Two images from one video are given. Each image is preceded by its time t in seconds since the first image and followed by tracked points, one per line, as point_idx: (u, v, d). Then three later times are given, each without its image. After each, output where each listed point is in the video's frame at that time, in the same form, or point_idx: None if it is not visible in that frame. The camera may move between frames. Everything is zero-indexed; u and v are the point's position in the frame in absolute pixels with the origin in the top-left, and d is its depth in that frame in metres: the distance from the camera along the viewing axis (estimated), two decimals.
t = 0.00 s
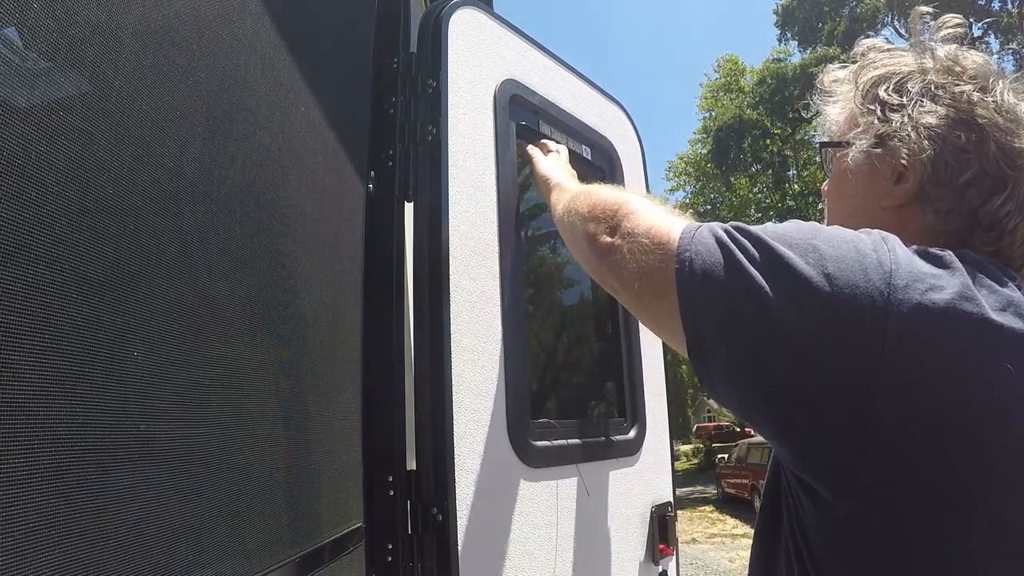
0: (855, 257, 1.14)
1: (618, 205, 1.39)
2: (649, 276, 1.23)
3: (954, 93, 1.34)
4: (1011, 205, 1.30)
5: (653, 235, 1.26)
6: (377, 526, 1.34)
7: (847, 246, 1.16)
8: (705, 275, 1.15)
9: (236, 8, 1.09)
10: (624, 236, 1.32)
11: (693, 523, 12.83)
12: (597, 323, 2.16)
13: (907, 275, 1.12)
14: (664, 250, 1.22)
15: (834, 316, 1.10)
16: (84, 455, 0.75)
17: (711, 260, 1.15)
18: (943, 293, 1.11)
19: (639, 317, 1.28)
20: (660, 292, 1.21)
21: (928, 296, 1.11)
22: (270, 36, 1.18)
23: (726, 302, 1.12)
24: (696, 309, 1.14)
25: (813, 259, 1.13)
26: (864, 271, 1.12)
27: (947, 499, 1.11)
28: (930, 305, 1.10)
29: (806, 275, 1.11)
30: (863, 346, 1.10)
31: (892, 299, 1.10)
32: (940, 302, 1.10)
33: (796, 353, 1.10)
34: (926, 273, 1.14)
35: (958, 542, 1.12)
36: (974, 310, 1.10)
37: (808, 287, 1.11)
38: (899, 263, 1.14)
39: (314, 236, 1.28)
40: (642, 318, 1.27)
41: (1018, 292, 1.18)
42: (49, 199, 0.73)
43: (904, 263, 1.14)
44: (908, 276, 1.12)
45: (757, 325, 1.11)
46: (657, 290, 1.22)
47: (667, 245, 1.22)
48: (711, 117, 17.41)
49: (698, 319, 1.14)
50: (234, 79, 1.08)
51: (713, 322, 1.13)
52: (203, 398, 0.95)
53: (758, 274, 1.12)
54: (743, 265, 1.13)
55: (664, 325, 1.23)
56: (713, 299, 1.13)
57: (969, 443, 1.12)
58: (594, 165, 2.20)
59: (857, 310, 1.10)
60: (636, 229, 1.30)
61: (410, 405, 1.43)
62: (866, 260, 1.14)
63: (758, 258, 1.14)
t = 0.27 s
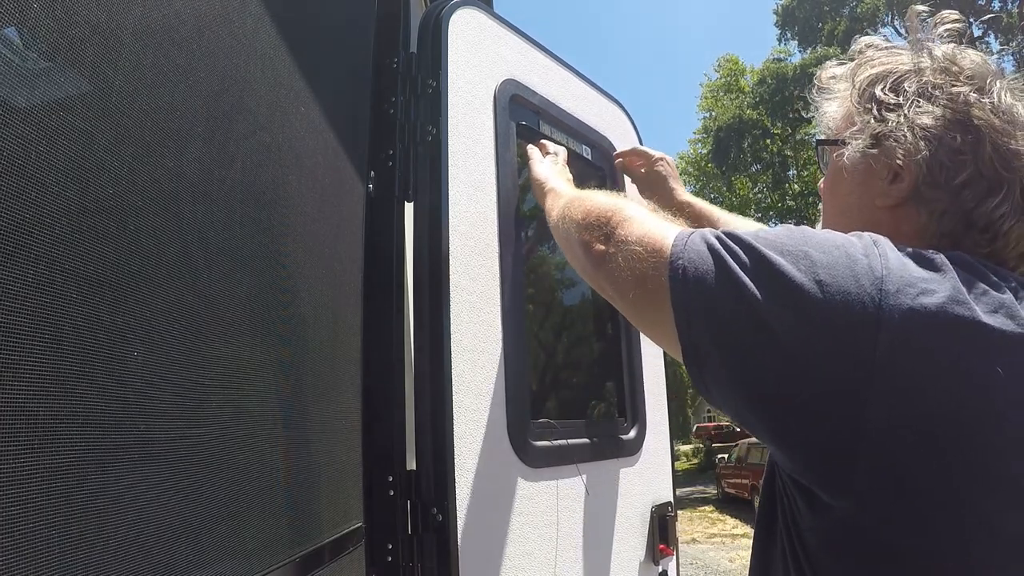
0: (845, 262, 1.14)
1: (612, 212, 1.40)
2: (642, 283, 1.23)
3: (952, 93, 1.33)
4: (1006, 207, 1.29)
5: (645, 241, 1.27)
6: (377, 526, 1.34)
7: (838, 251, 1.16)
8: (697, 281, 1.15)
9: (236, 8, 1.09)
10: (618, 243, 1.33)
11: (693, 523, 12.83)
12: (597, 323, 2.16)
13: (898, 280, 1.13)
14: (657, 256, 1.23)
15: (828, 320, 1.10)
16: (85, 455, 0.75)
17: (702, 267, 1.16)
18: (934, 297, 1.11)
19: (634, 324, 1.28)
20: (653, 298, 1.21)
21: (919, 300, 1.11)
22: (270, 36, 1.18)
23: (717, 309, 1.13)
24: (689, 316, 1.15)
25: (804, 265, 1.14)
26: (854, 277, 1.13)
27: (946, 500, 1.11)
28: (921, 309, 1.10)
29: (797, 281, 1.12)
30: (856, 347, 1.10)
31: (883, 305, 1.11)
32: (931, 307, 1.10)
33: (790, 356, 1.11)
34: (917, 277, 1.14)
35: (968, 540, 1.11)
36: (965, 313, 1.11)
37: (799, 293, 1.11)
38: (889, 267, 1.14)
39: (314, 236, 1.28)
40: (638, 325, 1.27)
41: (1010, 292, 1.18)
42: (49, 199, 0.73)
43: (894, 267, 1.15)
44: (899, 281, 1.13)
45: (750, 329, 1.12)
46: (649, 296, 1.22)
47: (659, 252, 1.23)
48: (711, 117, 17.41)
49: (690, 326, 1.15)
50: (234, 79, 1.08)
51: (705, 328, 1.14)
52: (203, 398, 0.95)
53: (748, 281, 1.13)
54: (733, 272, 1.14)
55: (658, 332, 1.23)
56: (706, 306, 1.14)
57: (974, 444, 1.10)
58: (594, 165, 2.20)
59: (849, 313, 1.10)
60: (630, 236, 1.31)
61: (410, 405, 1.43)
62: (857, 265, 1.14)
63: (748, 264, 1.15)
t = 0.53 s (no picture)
0: (837, 265, 1.17)
1: (606, 214, 1.42)
2: (637, 287, 1.27)
3: (940, 99, 1.34)
4: (994, 211, 1.30)
5: (639, 245, 1.30)
6: (378, 526, 1.34)
7: (829, 254, 1.18)
8: (691, 286, 1.18)
9: (236, 9, 1.09)
10: (612, 246, 1.35)
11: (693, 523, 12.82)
12: (597, 322, 2.16)
13: (890, 281, 1.15)
14: (650, 260, 1.26)
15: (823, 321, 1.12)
16: (85, 455, 0.75)
17: (695, 272, 1.19)
18: (925, 298, 1.13)
19: (631, 326, 1.32)
20: (648, 302, 1.25)
21: (910, 302, 1.13)
22: (270, 36, 1.18)
23: (712, 313, 1.16)
24: (683, 319, 1.18)
25: (795, 268, 1.17)
26: (846, 279, 1.15)
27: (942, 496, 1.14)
28: (913, 310, 1.12)
29: (788, 284, 1.14)
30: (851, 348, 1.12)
31: (875, 306, 1.13)
32: (922, 308, 1.12)
33: (785, 356, 1.13)
34: (908, 278, 1.16)
35: (959, 539, 1.12)
36: (956, 314, 1.13)
37: (791, 296, 1.14)
38: (881, 268, 1.17)
39: (314, 236, 1.28)
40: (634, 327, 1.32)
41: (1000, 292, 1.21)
42: (49, 199, 0.73)
43: (886, 269, 1.17)
44: (890, 282, 1.15)
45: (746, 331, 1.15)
46: (644, 301, 1.26)
47: (652, 256, 1.26)
48: (711, 117, 17.40)
49: (684, 329, 1.18)
50: (234, 79, 1.08)
51: (699, 331, 1.17)
52: (203, 398, 0.95)
53: (741, 284, 1.16)
54: (726, 276, 1.17)
55: (653, 334, 1.27)
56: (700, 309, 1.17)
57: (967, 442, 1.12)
58: (593, 166, 2.20)
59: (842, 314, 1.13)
60: (623, 239, 1.34)
61: (411, 405, 1.43)
62: (848, 268, 1.16)
63: (741, 267, 1.18)
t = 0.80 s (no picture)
0: (818, 266, 1.17)
1: (594, 217, 1.42)
2: (622, 289, 1.27)
3: (921, 99, 1.34)
4: (975, 212, 1.31)
5: (624, 248, 1.30)
6: (377, 526, 1.34)
7: (810, 255, 1.19)
8: (674, 287, 1.18)
9: (236, 9, 1.09)
10: (598, 249, 1.35)
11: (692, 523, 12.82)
12: (596, 322, 2.16)
13: (870, 284, 1.16)
14: (635, 262, 1.26)
15: (807, 323, 1.13)
16: (85, 455, 0.75)
17: (677, 273, 1.19)
18: (906, 300, 1.14)
19: (616, 329, 1.32)
20: (632, 303, 1.25)
21: (891, 304, 1.14)
22: (270, 36, 1.18)
23: (693, 315, 1.16)
24: (665, 321, 1.18)
25: (776, 270, 1.17)
26: (826, 280, 1.15)
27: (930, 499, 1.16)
28: (893, 312, 1.13)
29: (769, 286, 1.15)
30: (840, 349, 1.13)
31: (855, 309, 1.13)
32: (902, 310, 1.13)
33: (770, 357, 1.14)
34: (890, 280, 1.17)
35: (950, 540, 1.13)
36: (937, 317, 1.14)
37: (772, 297, 1.14)
38: (861, 270, 1.17)
39: (314, 236, 1.28)
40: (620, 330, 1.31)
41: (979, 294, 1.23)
42: (49, 199, 0.73)
43: (866, 271, 1.17)
44: (870, 284, 1.15)
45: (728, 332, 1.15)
46: (628, 302, 1.26)
47: (636, 258, 1.26)
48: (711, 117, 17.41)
49: (667, 331, 1.18)
50: (234, 79, 1.08)
51: (681, 333, 1.17)
52: (203, 398, 0.95)
53: (722, 286, 1.16)
54: (708, 277, 1.17)
55: (638, 336, 1.27)
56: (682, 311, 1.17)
57: (961, 443, 1.14)
58: (590, 168, 2.20)
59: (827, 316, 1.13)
60: (609, 242, 1.34)
61: (411, 405, 1.43)
62: (829, 269, 1.17)
63: (722, 269, 1.18)
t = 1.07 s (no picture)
0: (792, 273, 1.20)
1: (580, 220, 1.45)
2: (602, 295, 1.31)
3: (900, 101, 1.37)
4: (955, 212, 1.33)
5: (603, 254, 1.34)
6: (377, 526, 1.34)
7: (785, 261, 1.22)
8: (649, 294, 1.23)
9: (236, 8, 1.09)
10: (580, 254, 1.39)
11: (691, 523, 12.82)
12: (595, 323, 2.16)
13: (844, 290, 1.19)
14: (613, 269, 1.30)
15: (794, 328, 1.16)
16: (85, 455, 0.75)
17: (655, 280, 1.23)
18: (879, 307, 1.17)
19: (598, 332, 1.36)
20: (611, 309, 1.30)
21: (862, 310, 1.17)
22: (270, 36, 1.18)
23: (669, 321, 1.21)
24: (643, 327, 1.23)
25: (749, 275, 1.20)
26: (801, 287, 1.19)
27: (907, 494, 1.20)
28: (865, 318, 1.16)
29: (743, 292, 1.19)
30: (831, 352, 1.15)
31: (828, 314, 1.17)
32: (875, 316, 1.16)
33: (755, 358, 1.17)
34: (864, 286, 1.20)
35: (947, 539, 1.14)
36: (910, 323, 1.17)
37: (744, 303, 1.18)
38: (835, 276, 1.21)
39: (314, 236, 1.28)
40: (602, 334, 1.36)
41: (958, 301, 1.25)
42: (49, 199, 0.73)
43: (841, 277, 1.21)
44: (843, 290, 1.19)
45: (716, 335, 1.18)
46: (608, 308, 1.31)
47: (614, 265, 1.30)
48: (711, 117, 17.40)
49: (645, 337, 1.23)
50: (234, 79, 1.08)
51: (658, 338, 1.21)
52: (203, 398, 0.95)
53: (697, 292, 1.20)
54: (683, 283, 1.21)
55: (619, 339, 1.32)
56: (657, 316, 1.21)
57: (951, 443, 1.16)
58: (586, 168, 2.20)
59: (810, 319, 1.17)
60: (590, 247, 1.37)
61: (411, 405, 1.43)
62: (804, 276, 1.20)
63: (699, 276, 1.22)
